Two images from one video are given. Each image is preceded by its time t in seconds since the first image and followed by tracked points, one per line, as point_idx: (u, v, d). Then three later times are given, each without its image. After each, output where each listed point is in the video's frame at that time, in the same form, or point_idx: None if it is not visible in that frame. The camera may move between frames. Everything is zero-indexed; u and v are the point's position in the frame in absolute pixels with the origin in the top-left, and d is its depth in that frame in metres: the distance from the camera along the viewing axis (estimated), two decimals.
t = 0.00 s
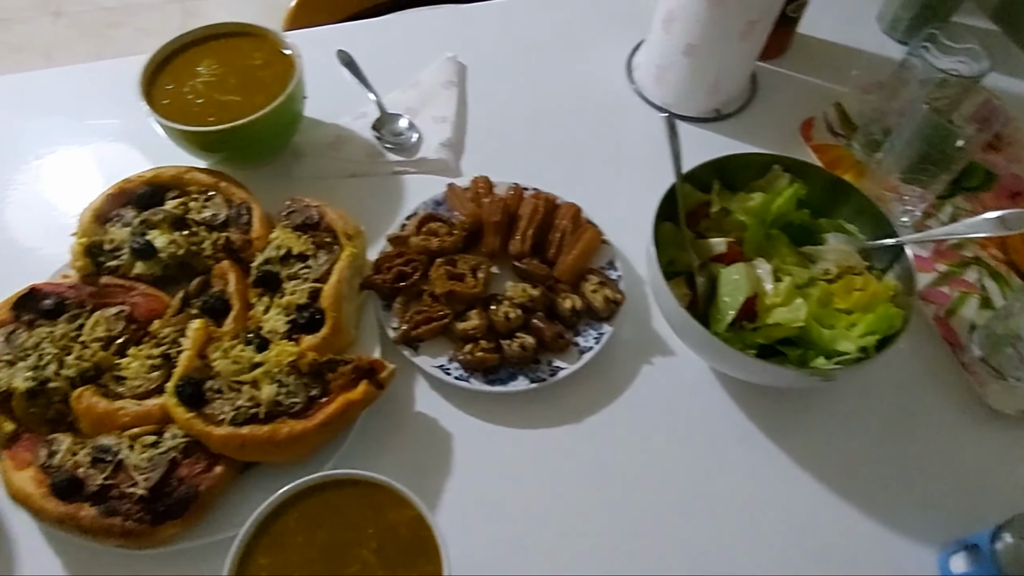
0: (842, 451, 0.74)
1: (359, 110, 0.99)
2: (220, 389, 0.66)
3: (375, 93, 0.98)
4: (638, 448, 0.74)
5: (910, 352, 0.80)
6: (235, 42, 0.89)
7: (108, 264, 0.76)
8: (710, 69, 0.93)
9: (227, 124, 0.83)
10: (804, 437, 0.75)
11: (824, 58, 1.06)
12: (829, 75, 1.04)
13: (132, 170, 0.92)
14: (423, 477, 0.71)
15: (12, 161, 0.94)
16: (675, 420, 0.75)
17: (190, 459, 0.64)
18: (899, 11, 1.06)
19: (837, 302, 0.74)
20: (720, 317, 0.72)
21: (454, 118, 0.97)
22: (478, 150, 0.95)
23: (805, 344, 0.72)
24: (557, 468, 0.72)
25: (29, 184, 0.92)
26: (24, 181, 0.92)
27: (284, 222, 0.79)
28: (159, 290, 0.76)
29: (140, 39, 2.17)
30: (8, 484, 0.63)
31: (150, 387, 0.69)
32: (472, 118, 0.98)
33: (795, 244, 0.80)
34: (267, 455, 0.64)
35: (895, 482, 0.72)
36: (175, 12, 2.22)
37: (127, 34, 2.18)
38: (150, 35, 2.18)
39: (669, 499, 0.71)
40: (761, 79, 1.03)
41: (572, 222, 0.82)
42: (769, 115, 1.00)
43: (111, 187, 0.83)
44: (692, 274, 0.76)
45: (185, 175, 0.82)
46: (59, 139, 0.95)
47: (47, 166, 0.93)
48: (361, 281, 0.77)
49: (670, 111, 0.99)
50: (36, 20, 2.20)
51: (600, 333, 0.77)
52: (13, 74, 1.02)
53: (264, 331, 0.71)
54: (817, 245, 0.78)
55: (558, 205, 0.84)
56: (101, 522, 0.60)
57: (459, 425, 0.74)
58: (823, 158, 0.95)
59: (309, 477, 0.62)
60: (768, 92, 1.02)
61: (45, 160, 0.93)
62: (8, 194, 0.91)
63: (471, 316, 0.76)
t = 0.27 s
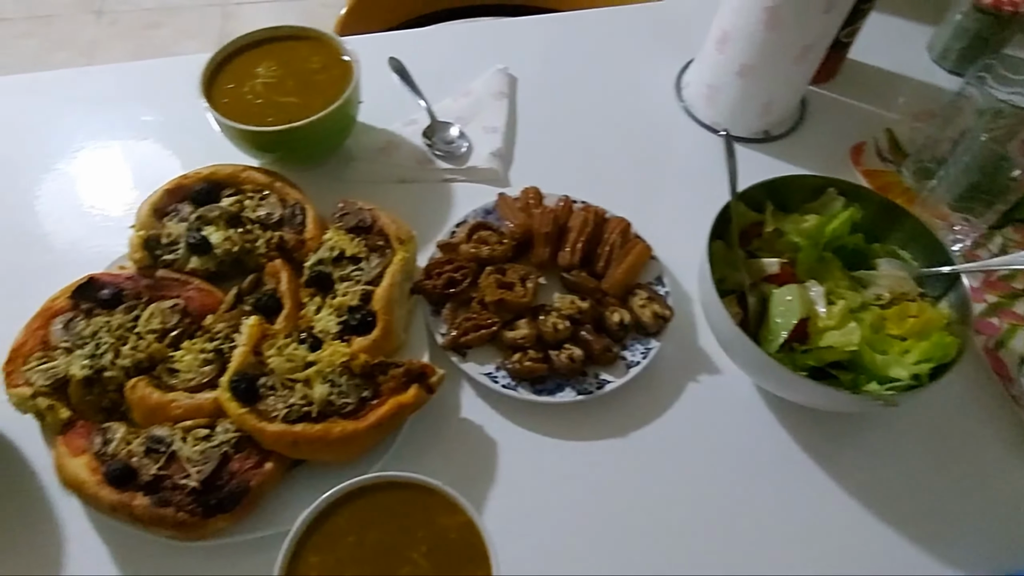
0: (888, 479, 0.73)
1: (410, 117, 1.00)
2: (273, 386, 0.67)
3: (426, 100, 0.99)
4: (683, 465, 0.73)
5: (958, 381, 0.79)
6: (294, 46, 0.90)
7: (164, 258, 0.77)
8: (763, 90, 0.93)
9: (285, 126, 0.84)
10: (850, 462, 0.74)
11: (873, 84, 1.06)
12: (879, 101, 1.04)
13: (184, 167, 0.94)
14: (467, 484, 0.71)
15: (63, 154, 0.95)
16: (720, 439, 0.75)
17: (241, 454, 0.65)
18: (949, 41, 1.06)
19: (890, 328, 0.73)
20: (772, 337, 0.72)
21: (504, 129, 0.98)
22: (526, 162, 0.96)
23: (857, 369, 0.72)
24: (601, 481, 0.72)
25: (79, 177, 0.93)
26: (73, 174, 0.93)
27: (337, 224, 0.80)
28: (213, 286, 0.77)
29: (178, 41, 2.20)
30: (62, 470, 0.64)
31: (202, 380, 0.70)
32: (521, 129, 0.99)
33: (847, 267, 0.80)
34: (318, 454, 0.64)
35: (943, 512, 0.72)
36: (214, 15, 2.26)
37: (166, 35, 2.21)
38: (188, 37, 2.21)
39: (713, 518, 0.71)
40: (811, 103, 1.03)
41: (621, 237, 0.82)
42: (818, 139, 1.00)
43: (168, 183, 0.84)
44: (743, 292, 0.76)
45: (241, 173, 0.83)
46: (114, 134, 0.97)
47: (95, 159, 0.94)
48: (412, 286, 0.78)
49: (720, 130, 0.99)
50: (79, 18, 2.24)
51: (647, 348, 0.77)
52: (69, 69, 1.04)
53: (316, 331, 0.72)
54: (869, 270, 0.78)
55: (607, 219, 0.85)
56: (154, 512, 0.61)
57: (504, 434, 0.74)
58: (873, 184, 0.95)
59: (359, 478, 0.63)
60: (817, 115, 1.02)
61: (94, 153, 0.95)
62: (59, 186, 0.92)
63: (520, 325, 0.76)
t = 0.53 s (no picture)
0: (917, 499, 0.73)
1: (447, 118, 1.00)
2: (310, 380, 0.67)
3: (463, 101, 0.99)
4: (711, 476, 0.73)
5: (988, 405, 0.79)
6: (337, 43, 0.91)
7: (205, 248, 0.78)
8: (801, 105, 0.93)
9: (327, 123, 0.85)
10: (878, 481, 0.74)
11: (911, 102, 1.06)
12: (916, 119, 1.04)
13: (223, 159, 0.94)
14: (495, 485, 0.72)
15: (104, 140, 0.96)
16: (748, 452, 0.75)
17: (277, 445, 0.65)
18: (989, 62, 1.06)
19: (926, 348, 0.73)
20: (807, 351, 0.72)
21: (540, 133, 0.98)
22: (561, 167, 0.96)
23: (891, 387, 0.71)
24: (628, 489, 0.72)
25: (116, 164, 0.94)
26: (111, 161, 0.94)
27: (375, 222, 0.81)
28: (251, 278, 0.78)
29: (207, 33, 2.22)
30: (101, 454, 0.65)
31: (239, 371, 0.71)
32: (557, 135, 0.99)
33: (882, 285, 0.79)
34: (353, 449, 0.65)
35: (970, 535, 0.72)
36: (243, 10, 2.27)
37: (195, 27, 2.23)
38: (217, 30, 2.23)
39: (740, 530, 0.71)
40: (847, 119, 1.03)
41: (656, 246, 0.83)
42: (853, 155, 1.00)
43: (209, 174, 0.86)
44: (778, 306, 0.76)
45: (282, 168, 0.84)
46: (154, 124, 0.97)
47: (134, 148, 0.95)
48: (447, 286, 0.78)
49: (756, 143, 0.99)
50: (110, 7, 2.27)
51: (679, 358, 0.77)
52: (112, 58, 1.06)
53: (353, 327, 0.73)
54: (905, 289, 0.78)
55: (642, 227, 0.85)
56: (191, 499, 0.62)
57: (533, 437, 0.74)
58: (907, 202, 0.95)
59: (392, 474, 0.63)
60: (853, 132, 1.02)
61: (134, 142, 0.96)
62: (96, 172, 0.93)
63: (553, 330, 0.77)
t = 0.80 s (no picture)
0: (951, 526, 0.72)
1: (484, 123, 1.00)
2: (348, 382, 0.68)
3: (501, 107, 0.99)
4: (742, 494, 0.73)
5: None
6: (380, 46, 0.91)
7: (245, 246, 0.79)
8: (841, 123, 0.92)
9: (369, 126, 0.86)
10: (911, 506, 0.73)
11: (951, 123, 1.05)
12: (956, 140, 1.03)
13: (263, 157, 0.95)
14: (526, 495, 0.72)
15: (145, 133, 0.97)
16: (780, 471, 0.75)
17: (313, 446, 0.66)
18: None
19: (965, 374, 0.73)
20: (845, 372, 0.72)
21: (578, 143, 0.98)
22: (597, 177, 0.96)
23: (929, 413, 0.71)
24: (660, 503, 0.72)
25: (156, 157, 0.95)
26: (152, 153, 0.95)
27: (414, 226, 0.81)
28: (289, 278, 0.79)
29: (238, 30, 2.24)
30: (141, 448, 0.66)
31: (276, 370, 0.71)
32: (593, 144, 0.99)
33: (921, 309, 0.79)
34: (388, 453, 0.65)
35: (1004, 564, 0.71)
36: (274, 6, 2.29)
37: (227, 23, 2.25)
38: (249, 26, 2.24)
39: (770, 550, 0.70)
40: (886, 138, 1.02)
41: (692, 260, 0.83)
42: (892, 175, 0.99)
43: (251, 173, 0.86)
44: (816, 326, 0.76)
45: (322, 169, 0.85)
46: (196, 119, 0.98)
47: (175, 142, 0.96)
48: (484, 293, 0.79)
49: (794, 160, 0.98)
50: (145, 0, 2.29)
51: (713, 374, 0.77)
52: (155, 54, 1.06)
53: (390, 330, 0.73)
54: (945, 313, 0.77)
55: (679, 241, 0.85)
56: (228, 496, 0.63)
57: (565, 448, 0.74)
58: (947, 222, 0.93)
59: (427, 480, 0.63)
60: (892, 151, 1.01)
61: (175, 135, 0.97)
62: (137, 164, 0.94)
63: (588, 340, 0.77)
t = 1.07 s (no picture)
0: (981, 541, 0.72)
1: (509, 128, 1.00)
2: (379, 387, 0.68)
3: (527, 112, 0.99)
4: (771, 506, 0.73)
5: None
6: (408, 50, 0.91)
7: (274, 248, 0.79)
8: (868, 132, 0.91)
9: (398, 130, 0.86)
10: (941, 520, 0.73)
11: (977, 134, 1.04)
12: (982, 152, 1.02)
13: (287, 160, 0.95)
14: (555, 503, 0.71)
15: (171, 132, 0.97)
16: (810, 483, 0.74)
17: (344, 451, 0.66)
18: None
19: (997, 389, 0.73)
20: (878, 385, 0.72)
21: (603, 149, 0.98)
22: (623, 184, 0.96)
23: (961, 427, 0.71)
24: (689, 513, 0.72)
25: (183, 157, 0.95)
26: (178, 152, 0.95)
27: (442, 231, 0.81)
28: (317, 281, 0.79)
29: (252, 28, 2.24)
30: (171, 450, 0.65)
31: (306, 373, 0.71)
32: (619, 151, 0.99)
33: (952, 322, 0.78)
34: (419, 459, 0.65)
35: None
36: (288, 5, 2.28)
37: (241, 21, 2.25)
38: (262, 25, 2.24)
39: (800, 563, 0.70)
40: (912, 149, 1.02)
41: (721, 269, 0.82)
42: (918, 186, 0.99)
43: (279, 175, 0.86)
44: (847, 337, 0.75)
45: (351, 172, 0.85)
46: (220, 121, 0.98)
47: (202, 141, 0.96)
48: (512, 299, 0.78)
49: (820, 169, 0.98)
50: None
51: (743, 384, 0.76)
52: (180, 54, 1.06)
53: (420, 336, 0.73)
54: (976, 326, 0.77)
55: (707, 250, 0.85)
56: (260, 500, 0.62)
57: (593, 456, 0.74)
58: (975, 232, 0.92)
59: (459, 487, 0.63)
60: (918, 162, 1.01)
61: (202, 134, 0.96)
62: (164, 162, 0.94)
63: (617, 349, 0.77)
